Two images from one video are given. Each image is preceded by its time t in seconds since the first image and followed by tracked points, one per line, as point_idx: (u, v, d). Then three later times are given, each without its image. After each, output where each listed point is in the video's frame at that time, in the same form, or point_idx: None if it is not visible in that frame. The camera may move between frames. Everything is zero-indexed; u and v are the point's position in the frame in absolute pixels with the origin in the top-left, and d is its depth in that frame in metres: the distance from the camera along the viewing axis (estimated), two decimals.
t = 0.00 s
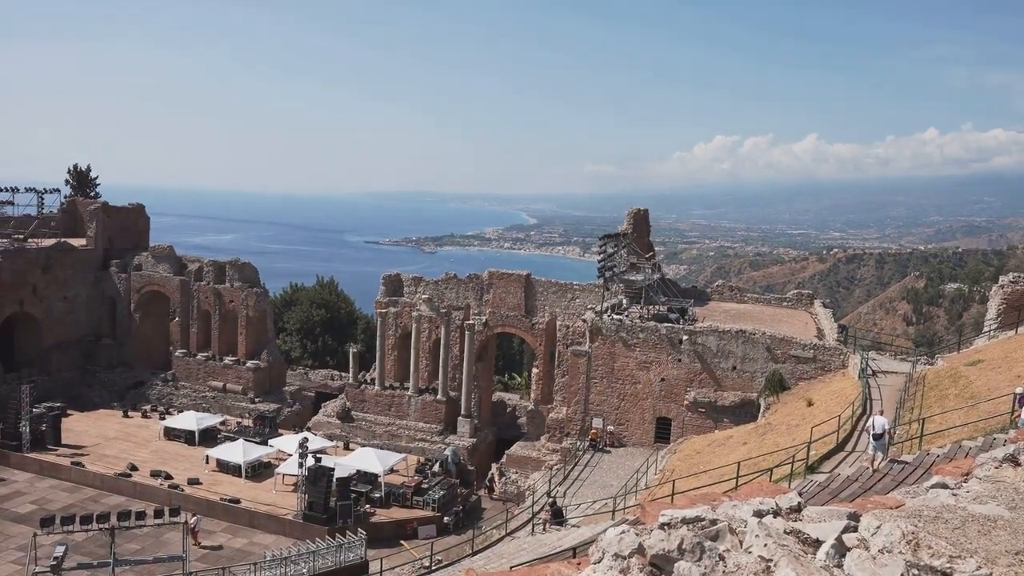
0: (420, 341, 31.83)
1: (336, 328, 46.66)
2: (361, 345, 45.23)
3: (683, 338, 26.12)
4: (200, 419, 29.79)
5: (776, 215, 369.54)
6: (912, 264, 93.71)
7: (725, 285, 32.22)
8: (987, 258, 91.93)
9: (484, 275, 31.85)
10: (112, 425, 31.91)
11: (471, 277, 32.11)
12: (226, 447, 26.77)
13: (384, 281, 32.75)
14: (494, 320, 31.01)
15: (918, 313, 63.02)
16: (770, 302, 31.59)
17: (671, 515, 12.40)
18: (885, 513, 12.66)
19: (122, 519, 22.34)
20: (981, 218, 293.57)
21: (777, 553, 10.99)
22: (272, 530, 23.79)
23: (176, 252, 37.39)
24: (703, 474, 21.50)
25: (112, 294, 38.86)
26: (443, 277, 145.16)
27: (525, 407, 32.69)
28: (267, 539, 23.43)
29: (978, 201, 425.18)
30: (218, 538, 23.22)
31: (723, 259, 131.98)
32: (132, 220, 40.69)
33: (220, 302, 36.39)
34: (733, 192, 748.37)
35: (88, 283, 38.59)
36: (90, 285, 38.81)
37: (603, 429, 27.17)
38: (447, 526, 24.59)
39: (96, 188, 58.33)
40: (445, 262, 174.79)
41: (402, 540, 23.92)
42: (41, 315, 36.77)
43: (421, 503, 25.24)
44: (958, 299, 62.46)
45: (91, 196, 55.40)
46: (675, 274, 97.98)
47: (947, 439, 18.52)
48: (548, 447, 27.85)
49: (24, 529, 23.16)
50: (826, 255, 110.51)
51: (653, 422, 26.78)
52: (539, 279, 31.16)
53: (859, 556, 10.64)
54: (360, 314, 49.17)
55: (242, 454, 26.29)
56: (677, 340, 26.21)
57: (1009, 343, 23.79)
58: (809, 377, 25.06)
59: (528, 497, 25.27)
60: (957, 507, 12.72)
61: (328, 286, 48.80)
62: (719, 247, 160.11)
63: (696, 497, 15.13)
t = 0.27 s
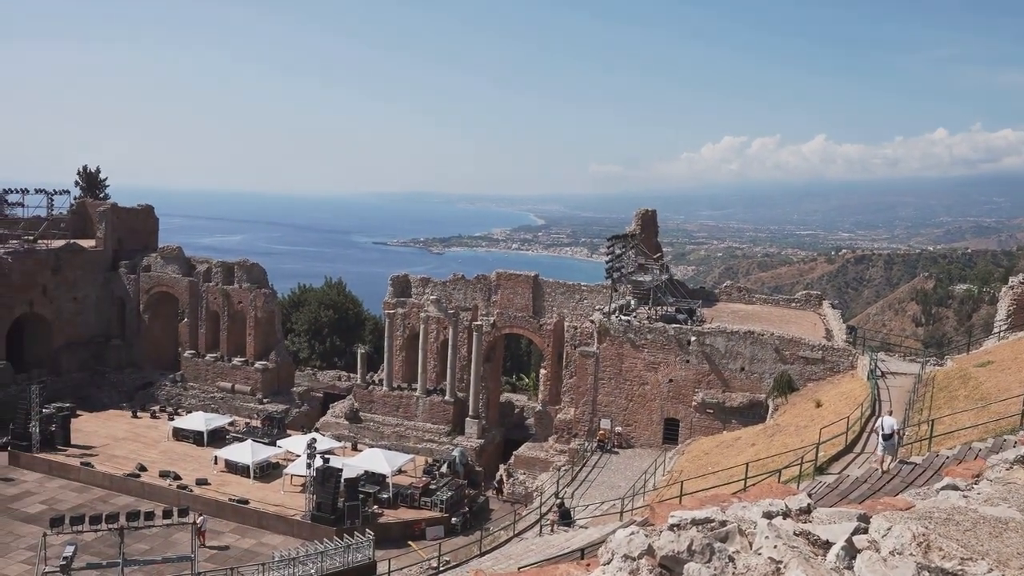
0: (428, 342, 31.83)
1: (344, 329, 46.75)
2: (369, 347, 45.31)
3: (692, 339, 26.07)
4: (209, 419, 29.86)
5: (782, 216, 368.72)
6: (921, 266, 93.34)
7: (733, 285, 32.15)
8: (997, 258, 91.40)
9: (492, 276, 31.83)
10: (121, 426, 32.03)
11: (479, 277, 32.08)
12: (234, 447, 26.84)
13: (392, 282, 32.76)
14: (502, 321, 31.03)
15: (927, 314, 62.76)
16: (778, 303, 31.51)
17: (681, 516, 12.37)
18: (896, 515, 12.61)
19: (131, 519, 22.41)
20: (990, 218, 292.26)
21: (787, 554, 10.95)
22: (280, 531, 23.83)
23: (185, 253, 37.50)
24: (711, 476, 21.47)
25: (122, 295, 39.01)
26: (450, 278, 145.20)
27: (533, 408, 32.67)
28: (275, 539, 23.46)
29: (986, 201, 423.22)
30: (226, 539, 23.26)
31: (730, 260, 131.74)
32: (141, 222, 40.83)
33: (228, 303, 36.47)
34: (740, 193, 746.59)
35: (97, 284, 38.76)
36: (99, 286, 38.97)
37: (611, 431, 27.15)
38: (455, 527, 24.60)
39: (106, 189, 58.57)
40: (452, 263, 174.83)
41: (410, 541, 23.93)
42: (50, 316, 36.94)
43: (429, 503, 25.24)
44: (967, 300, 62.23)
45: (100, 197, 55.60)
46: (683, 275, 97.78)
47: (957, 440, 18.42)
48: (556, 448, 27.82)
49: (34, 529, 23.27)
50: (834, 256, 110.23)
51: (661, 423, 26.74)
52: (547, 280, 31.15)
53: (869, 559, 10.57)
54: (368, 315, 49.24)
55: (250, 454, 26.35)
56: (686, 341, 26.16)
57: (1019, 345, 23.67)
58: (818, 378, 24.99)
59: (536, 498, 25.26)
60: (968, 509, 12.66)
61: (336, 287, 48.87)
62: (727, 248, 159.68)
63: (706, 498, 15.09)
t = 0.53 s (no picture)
0: (436, 343, 31.86)
1: (352, 331, 46.81)
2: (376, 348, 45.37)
3: (699, 341, 26.02)
4: (217, 420, 29.95)
5: (789, 217, 367.84)
6: (930, 267, 92.90)
7: (741, 287, 32.09)
8: (1006, 259, 90.93)
9: (499, 277, 31.83)
10: (130, 427, 32.15)
11: (486, 279, 32.08)
12: (242, 449, 26.90)
13: (399, 283, 32.78)
14: (509, 322, 31.04)
15: (936, 315, 62.47)
16: (787, 304, 31.43)
17: (689, 518, 12.35)
18: (905, 516, 12.56)
19: (139, 519, 22.50)
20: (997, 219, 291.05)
21: (796, 556, 10.91)
22: (288, 532, 23.86)
23: (193, 254, 37.62)
24: (719, 477, 21.42)
25: (130, 296, 39.16)
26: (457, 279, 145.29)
27: (541, 409, 32.66)
28: (283, 540, 23.51)
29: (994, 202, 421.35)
30: (234, 539, 23.32)
31: (737, 261, 131.38)
32: (150, 223, 40.96)
33: (236, 305, 36.55)
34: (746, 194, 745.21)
35: (106, 286, 38.92)
36: (108, 288, 39.12)
37: (618, 432, 27.12)
38: (462, 528, 24.61)
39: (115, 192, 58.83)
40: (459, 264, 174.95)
41: (417, 542, 23.94)
42: (59, 317, 37.09)
43: (436, 505, 25.25)
44: (976, 301, 61.92)
45: (109, 199, 55.88)
46: (690, 276, 97.64)
47: (966, 442, 18.33)
48: (563, 450, 27.80)
49: (43, 530, 23.36)
50: (842, 257, 109.82)
51: (669, 424, 26.70)
52: (554, 282, 31.14)
53: (878, 561, 10.51)
54: (376, 317, 49.31)
55: (258, 456, 26.39)
56: (693, 342, 26.11)
57: None
58: (826, 380, 24.92)
59: (543, 499, 25.24)
60: (978, 511, 12.60)
61: (344, 289, 48.94)
62: (734, 250, 159.36)
63: (714, 500, 15.06)
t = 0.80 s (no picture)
0: (443, 344, 31.88)
1: (359, 331, 46.89)
2: (384, 349, 45.44)
3: (707, 342, 25.97)
4: (225, 421, 30.04)
5: (795, 217, 366.96)
6: (938, 267, 92.56)
7: (748, 287, 32.03)
8: (1015, 260, 90.53)
9: (506, 278, 31.82)
10: (138, 428, 32.27)
11: (493, 280, 32.07)
12: (250, 449, 26.96)
13: (407, 284, 32.80)
14: (516, 323, 31.05)
15: (944, 315, 62.26)
16: (794, 305, 31.36)
17: (698, 519, 12.32)
18: (915, 518, 12.51)
19: (148, 520, 22.58)
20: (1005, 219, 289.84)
21: (806, 558, 10.89)
22: (296, 533, 23.90)
23: (201, 256, 37.73)
24: (727, 479, 21.37)
25: (138, 298, 39.32)
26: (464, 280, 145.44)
27: (548, 410, 32.65)
28: (291, 540, 23.56)
29: (1002, 202, 419.42)
30: (243, 540, 23.38)
31: (744, 262, 131.13)
32: (157, 224, 41.11)
33: (244, 306, 36.64)
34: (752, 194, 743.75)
35: (114, 287, 39.08)
36: (116, 289, 39.26)
37: (626, 433, 27.09)
38: (470, 529, 24.61)
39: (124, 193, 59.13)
40: (465, 265, 175.11)
41: (425, 543, 23.97)
42: (68, 318, 37.24)
43: (443, 506, 25.26)
44: (985, 302, 61.69)
45: (117, 201, 56.15)
46: (697, 277, 97.57)
47: (975, 443, 18.25)
48: (571, 451, 27.78)
49: (53, 530, 23.47)
50: (849, 258, 109.49)
51: (676, 425, 26.65)
52: (561, 283, 31.13)
53: (889, 563, 10.47)
54: (383, 318, 49.39)
55: (266, 456, 26.43)
56: (701, 343, 26.06)
57: None
58: (834, 381, 24.85)
59: (551, 500, 25.22)
60: (989, 513, 12.54)
61: (352, 289, 49.01)
62: (741, 250, 159.05)
63: (723, 501, 15.02)
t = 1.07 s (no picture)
0: (451, 344, 31.90)
1: (367, 332, 46.96)
2: (392, 350, 45.51)
3: (715, 342, 25.91)
4: (233, 421, 30.11)
5: (802, 217, 366.06)
6: (948, 267, 92.12)
7: (756, 288, 31.95)
8: None
9: (514, 279, 31.77)
10: (147, 428, 32.38)
11: (501, 280, 32.03)
12: (259, 449, 27.02)
13: (414, 285, 32.81)
14: (524, 324, 31.04)
15: (955, 316, 62.01)
16: (803, 305, 31.27)
17: (707, 520, 12.30)
18: (927, 519, 12.45)
19: (157, 519, 22.66)
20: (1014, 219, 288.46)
21: (817, 559, 10.87)
22: (304, 533, 23.94)
23: (209, 256, 37.82)
24: (735, 479, 21.32)
25: (148, 298, 39.46)
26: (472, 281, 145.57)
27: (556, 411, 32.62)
28: (299, 540, 23.61)
29: (1012, 202, 417.17)
30: (251, 540, 23.43)
31: (752, 262, 130.80)
32: (167, 225, 41.24)
33: (252, 306, 36.71)
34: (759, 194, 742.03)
35: (124, 287, 39.24)
36: (126, 290, 39.42)
37: (633, 433, 27.05)
38: (477, 529, 24.62)
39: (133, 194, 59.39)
40: (473, 266, 175.22)
41: (432, 543, 23.99)
42: (78, 318, 37.40)
43: (451, 506, 25.27)
44: (995, 302, 61.42)
45: (127, 202, 56.33)
46: (706, 277, 97.42)
47: (986, 444, 18.16)
48: (578, 452, 27.77)
49: (63, 529, 23.59)
50: (858, 258, 109.10)
51: (684, 426, 26.60)
52: (569, 283, 31.09)
53: (901, 564, 10.43)
54: (391, 318, 49.44)
55: (274, 456, 26.49)
56: (709, 344, 26.01)
57: None
58: (843, 381, 24.76)
59: (558, 501, 25.22)
60: (1002, 514, 12.47)
61: (359, 290, 49.08)
62: (749, 251, 158.72)
63: (733, 502, 14.97)
